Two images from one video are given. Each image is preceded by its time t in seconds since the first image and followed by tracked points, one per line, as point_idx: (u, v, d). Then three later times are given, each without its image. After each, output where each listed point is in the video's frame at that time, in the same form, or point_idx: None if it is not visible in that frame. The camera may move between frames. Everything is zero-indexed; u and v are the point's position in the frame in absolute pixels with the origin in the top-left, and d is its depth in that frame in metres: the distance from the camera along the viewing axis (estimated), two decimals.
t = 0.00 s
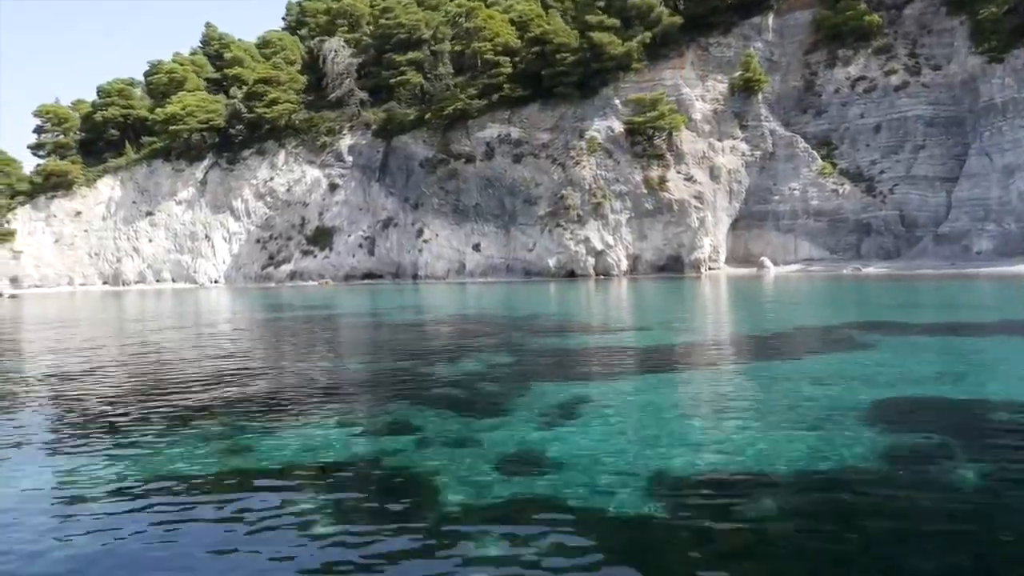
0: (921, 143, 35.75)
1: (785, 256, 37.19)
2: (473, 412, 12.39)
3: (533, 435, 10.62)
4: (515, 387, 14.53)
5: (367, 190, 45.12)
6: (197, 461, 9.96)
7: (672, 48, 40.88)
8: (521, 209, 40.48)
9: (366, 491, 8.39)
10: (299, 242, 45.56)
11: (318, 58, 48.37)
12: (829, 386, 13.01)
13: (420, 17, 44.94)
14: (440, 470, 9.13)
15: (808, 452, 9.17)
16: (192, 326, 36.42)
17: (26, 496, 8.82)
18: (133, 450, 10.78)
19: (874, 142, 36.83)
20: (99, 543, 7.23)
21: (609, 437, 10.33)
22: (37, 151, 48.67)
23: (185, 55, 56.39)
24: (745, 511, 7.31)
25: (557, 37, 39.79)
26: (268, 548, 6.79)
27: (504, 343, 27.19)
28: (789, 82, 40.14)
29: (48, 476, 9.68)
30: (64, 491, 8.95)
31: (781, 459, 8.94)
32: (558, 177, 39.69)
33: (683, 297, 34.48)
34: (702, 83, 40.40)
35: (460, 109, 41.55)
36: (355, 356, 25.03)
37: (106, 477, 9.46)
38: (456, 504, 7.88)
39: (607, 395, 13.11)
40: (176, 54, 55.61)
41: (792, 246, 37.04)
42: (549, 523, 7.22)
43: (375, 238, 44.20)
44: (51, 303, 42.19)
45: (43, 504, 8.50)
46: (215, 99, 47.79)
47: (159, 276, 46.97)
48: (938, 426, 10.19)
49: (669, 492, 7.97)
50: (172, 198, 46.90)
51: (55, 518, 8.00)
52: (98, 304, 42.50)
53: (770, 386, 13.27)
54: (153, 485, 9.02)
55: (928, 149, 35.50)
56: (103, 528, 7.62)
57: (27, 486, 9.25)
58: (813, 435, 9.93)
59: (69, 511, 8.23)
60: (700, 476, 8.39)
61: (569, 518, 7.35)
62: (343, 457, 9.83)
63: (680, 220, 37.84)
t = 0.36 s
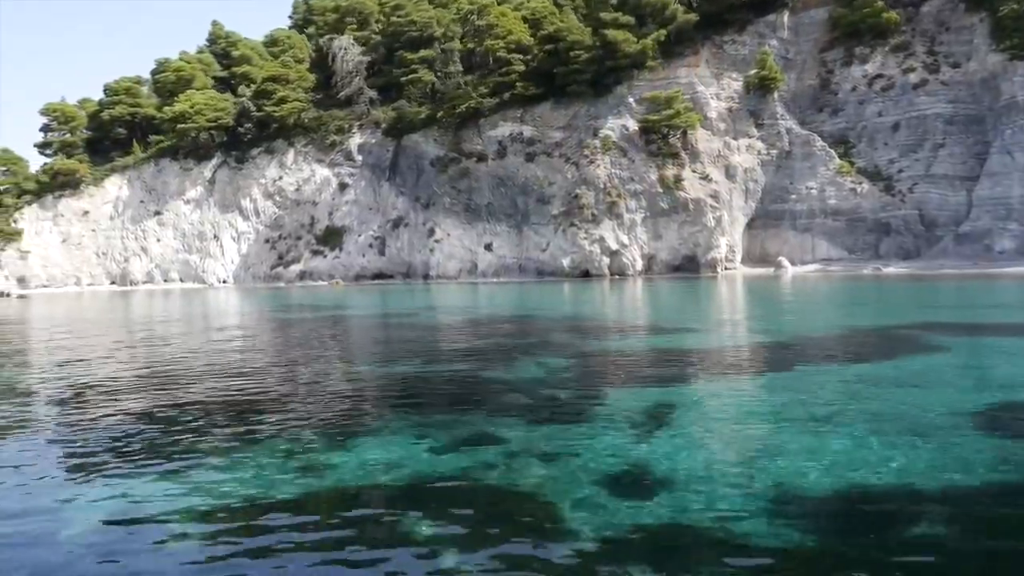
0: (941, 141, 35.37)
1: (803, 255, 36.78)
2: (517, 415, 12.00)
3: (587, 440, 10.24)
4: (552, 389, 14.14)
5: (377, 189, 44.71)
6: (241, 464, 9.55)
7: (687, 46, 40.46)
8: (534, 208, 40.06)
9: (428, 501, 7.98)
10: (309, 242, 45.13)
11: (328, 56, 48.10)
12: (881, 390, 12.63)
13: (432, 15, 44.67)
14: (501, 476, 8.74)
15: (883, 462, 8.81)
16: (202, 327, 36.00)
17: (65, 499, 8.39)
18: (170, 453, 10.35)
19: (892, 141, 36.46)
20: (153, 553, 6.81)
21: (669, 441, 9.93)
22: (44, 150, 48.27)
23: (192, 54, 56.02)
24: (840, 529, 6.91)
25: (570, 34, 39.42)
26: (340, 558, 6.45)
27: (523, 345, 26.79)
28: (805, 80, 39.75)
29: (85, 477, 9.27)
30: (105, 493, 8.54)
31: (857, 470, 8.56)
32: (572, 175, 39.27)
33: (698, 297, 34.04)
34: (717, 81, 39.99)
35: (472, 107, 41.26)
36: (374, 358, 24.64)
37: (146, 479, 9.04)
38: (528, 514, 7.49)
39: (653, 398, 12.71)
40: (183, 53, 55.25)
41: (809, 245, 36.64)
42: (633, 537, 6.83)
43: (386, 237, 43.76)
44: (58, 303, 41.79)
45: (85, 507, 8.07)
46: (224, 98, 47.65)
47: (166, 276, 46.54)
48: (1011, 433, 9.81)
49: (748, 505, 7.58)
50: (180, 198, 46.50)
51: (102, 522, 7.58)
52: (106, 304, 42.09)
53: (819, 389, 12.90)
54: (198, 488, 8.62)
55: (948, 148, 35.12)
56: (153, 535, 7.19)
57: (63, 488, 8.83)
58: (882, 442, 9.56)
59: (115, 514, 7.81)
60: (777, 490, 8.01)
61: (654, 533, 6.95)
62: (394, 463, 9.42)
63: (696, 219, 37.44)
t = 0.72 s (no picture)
0: (960, 140, 35.03)
1: (820, 255, 36.40)
2: (565, 419, 11.62)
3: (646, 446, 9.85)
4: (593, 393, 13.76)
5: (387, 189, 44.32)
6: (290, 475, 9.15)
7: (701, 44, 40.05)
8: (547, 208, 39.67)
9: (501, 518, 7.61)
10: (318, 241, 44.70)
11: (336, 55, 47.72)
12: (936, 392, 12.27)
13: (443, 12, 44.32)
14: (569, 488, 8.38)
15: (966, 470, 8.45)
16: (212, 327, 35.62)
17: (113, 511, 7.99)
18: (210, 460, 9.94)
19: (911, 139, 36.13)
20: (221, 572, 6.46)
21: (733, 448, 9.56)
22: (51, 149, 47.88)
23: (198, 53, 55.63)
24: (945, 547, 6.56)
25: (584, 31, 38.97)
26: None
27: (542, 345, 26.40)
28: (821, 78, 39.39)
29: (126, 486, 8.86)
30: (153, 505, 8.14)
31: (941, 478, 8.22)
32: (586, 174, 38.88)
33: (714, 297, 33.68)
34: (732, 79, 39.59)
35: (484, 106, 40.65)
36: (392, 358, 24.25)
37: (193, 490, 8.64)
38: (610, 529, 7.13)
39: (701, 403, 12.34)
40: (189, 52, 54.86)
41: (827, 245, 36.24)
42: (728, 554, 6.48)
43: (396, 237, 43.34)
44: (66, 303, 41.39)
45: (137, 520, 7.68)
46: (231, 96, 47.05)
47: (174, 276, 46.11)
48: None
49: (840, 519, 7.23)
50: (188, 197, 46.11)
51: (158, 537, 7.19)
52: (114, 304, 41.66)
53: (871, 392, 12.53)
54: (252, 501, 8.23)
55: (967, 146, 34.78)
56: (218, 553, 6.82)
57: (107, 498, 8.42)
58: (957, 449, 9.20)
59: (170, 529, 7.42)
60: (866, 502, 7.65)
61: (750, 549, 6.60)
62: (452, 475, 9.05)
63: (712, 219, 37.05)
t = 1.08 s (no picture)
0: (980, 138, 34.60)
1: (837, 255, 35.91)
2: (610, 423, 11.21)
3: (704, 451, 9.44)
4: (632, 396, 13.32)
5: (396, 188, 43.93)
6: (335, 476, 8.70)
7: (716, 41, 39.59)
8: (559, 207, 39.25)
9: (572, 530, 7.17)
10: (327, 242, 44.26)
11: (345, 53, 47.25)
12: (993, 396, 11.85)
13: (455, 10, 43.95)
14: (632, 495, 7.95)
15: None
16: (221, 329, 35.20)
17: (152, 517, 7.52)
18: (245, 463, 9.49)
19: (929, 138, 35.71)
20: None
21: (798, 451, 9.12)
22: (57, 148, 47.49)
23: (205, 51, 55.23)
24: None
25: (598, 29, 38.56)
26: None
27: (561, 347, 26.00)
28: (836, 76, 38.97)
29: (162, 488, 8.40)
30: (194, 510, 7.68)
31: None
32: (600, 173, 38.47)
33: (729, 297, 33.25)
34: (747, 76, 39.16)
35: (496, 104, 40.48)
36: (410, 360, 23.80)
37: (234, 492, 8.18)
38: (693, 544, 6.70)
39: (750, 404, 11.89)
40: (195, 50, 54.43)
41: (844, 245, 35.80)
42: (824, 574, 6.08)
43: (406, 237, 42.90)
44: (72, 303, 41.00)
45: (179, 528, 7.22)
46: (239, 94, 46.68)
47: (182, 276, 45.67)
48: None
49: (932, 536, 6.80)
50: (196, 196, 45.73)
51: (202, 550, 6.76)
52: (121, 304, 41.22)
53: (925, 396, 12.11)
54: (300, 506, 7.77)
55: (988, 145, 34.35)
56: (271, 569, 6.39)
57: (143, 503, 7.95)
58: None
59: (217, 540, 6.96)
60: (958, 515, 7.21)
61: (850, 570, 6.16)
62: (507, 480, 8.61)
63: (728, 218, 36.62)
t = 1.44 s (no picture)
0: (1001, 136, 34.20)
1: (855, 254, 35.46)
2: (663, 429, 10.80)
3: (773, 460, 9.03)
4: (678, 400, 12.95)
5: (407, 187, 43.51)
6: (390, 491, 8.37)
7: (732, 38, 39.17)
8: (573, 206, 38.84)
9: (652, 549, 6.83)
10: (337, 241, 43.82)
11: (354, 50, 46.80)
12: None
13: (466, 6, 43.60)
14: (708, 512, 7.56)
15: None
16: (230, 329, 34.72)
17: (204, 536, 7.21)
18: (291, 475, 9.08)
19: (949, 136, 35.34)
20: None
21: (871, 464, 8.75)
22: (63, 147, 46.80)
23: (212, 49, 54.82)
24: None
25: (612, 25, 38.11)
26: None
27: (582, 347, 25.57)
28: (853, 73, 38.60)
29: (208, 504, 8.08)
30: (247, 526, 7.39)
31: None
32: (614, 172, 38.07)
33: (747, 297, 32.78)
34: (762, 74, 38.75)
35: (508, 102, 40.16)
36: (431, 360, 23.40)
37: (286, 508, 7.86)
38: (787, 573, 6.34)
39: (807, 412, 11.51)
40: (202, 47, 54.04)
41: (863, 244, 35.38)
42: None
43: (417, 237, 42.50)
44: (80, 303, 40.58)
45: (235, 547, 6.92)
46: (248, 92, 46.24)
47: (190, 276, 45.22)
48: None
49: None
50: (204, 195, 45.32)
51: None
52: (129, 304, 40.81)
53: (985, 401, 11.70)
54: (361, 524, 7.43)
55: (1009, 143, 33.94)
56: None
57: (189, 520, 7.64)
58: None
59: (277, 560, 6.65)
60: None
61: None
62: (571, 490, 8.26)
63: (744, 217, 36.22)
